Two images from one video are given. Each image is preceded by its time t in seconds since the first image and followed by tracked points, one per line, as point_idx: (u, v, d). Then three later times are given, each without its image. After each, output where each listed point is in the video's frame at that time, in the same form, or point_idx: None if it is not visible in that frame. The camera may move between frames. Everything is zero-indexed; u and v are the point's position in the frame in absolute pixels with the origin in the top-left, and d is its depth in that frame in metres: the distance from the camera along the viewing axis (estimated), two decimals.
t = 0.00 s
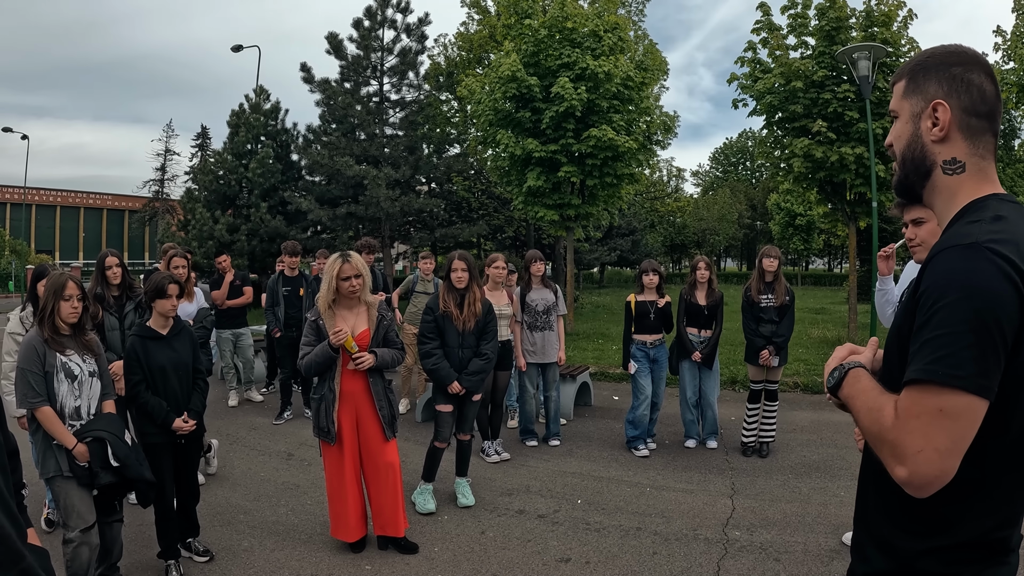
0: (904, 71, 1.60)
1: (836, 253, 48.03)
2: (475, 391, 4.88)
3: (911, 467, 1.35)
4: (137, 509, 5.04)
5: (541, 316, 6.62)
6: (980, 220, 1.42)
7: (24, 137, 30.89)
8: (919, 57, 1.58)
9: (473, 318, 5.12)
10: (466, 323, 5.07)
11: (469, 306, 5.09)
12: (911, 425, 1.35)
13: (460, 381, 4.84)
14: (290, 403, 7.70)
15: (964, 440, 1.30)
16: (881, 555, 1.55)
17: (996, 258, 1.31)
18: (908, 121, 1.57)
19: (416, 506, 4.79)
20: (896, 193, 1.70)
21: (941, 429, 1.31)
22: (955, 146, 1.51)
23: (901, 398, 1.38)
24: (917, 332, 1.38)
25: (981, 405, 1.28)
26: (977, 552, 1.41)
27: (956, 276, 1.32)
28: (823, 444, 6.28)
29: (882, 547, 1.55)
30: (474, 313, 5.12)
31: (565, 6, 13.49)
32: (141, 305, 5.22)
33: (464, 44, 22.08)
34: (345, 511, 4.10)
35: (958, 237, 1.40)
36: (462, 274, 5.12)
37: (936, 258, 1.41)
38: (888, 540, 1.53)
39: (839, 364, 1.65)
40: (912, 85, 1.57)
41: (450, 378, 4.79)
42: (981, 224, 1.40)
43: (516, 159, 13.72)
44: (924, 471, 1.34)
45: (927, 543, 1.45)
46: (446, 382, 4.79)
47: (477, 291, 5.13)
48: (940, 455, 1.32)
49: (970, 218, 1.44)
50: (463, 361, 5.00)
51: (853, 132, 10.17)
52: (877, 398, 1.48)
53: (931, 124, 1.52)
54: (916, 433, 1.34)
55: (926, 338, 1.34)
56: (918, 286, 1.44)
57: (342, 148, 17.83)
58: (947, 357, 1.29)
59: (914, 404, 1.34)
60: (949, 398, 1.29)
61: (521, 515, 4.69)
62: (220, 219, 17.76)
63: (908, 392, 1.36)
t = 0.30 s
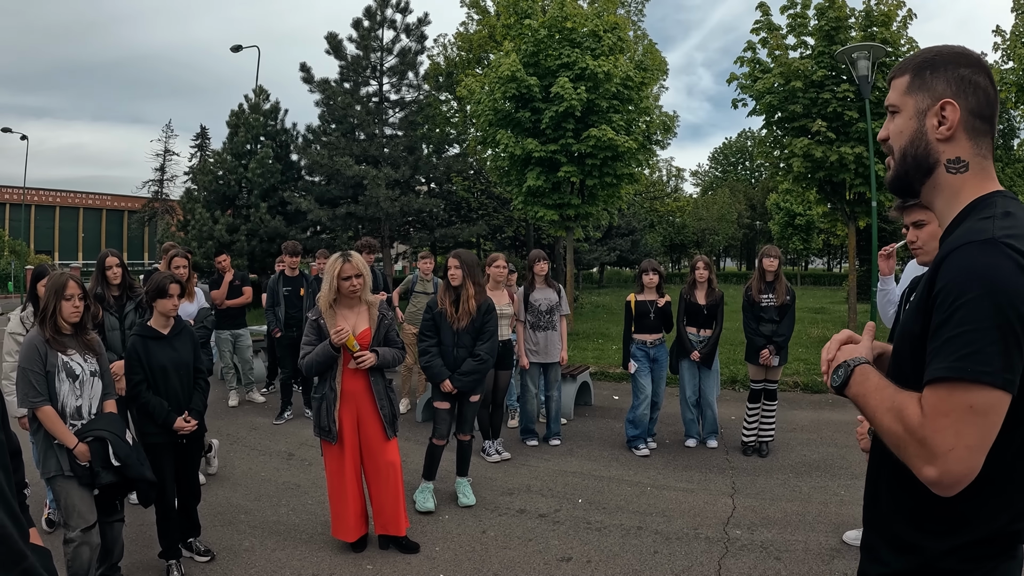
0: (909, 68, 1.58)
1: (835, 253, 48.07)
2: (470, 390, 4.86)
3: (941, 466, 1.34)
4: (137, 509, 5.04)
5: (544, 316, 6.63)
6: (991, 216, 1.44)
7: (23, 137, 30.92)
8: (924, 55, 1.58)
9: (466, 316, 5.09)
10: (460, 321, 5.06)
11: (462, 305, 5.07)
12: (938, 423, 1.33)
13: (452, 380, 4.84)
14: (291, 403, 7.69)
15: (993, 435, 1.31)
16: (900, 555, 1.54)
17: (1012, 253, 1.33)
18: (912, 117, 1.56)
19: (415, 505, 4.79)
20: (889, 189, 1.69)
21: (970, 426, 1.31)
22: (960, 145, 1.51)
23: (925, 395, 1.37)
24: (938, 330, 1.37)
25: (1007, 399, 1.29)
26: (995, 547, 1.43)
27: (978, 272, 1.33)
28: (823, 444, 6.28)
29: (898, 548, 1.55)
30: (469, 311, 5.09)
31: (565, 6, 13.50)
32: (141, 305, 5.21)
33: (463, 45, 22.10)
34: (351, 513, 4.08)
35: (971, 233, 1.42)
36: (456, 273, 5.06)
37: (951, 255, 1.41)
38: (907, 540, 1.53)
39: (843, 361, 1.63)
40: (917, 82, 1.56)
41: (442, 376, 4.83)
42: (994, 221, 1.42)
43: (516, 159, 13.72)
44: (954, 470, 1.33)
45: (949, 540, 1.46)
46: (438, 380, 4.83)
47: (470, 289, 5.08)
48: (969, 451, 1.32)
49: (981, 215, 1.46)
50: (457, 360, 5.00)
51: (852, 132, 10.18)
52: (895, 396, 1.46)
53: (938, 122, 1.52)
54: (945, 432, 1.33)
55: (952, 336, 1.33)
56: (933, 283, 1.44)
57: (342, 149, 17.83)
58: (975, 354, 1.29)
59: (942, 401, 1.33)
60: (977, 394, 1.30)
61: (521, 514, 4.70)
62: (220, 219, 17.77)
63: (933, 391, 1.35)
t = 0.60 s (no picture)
0: (903, 71, 1.58)
1: (835, 253, 48.11)
2: (460, 391, 4.87)
3: (959, 469, 1.34)
4: (139, 509, 5.04)
5: (547, 315, 6.62)
6: (992, 217, 1.45)
7: (23, 137, 30.91)
8: (918, 57, 1.58)
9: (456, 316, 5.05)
10: (450, 322, 5.05)
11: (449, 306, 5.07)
12: (954, 425, 1.34)
13: (442, 380, 4.89)
14: (291, 403, 7.69)
15: (1007, 434, 1.32)
16: (907, 556, 1.54)
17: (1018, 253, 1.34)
18: (907, 120, 1.56)
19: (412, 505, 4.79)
20: (883, 193, 1.69)
21: (985, 426, 1.32)
22: (956, 148, 1.52)
23: (938, 399, 1.38)
24: (948, 333, 1.38)
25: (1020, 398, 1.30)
26: (1004, 544, 1.44)
27: (987, 273, 1.33)
28: (823, 443, 6.28)
29: (908, 551, 1.54)
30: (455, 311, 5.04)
31: (565, 6, 13.52)
32: (142, 305, 5.21)
33: (463, 45, 22.11)
34: (355, 514, 4.07)
35: (974, 234, 1.43)
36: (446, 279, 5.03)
37: (958, 257, 1.42)
38: (915, 540, 1.53)
39: (850, 377, 1.64)
40: (912, 86, 1.56)
41: (433, 376, 4.94)
42: (997, 222, 1.42)
43: (516, 159, 13.72)
44: (971, 471, 1.34)
45: (959, 540, 1.46)
46: (430, 379, 4.96)
47: (456, 290, 5.03)
48: (986, 452, 1.32)
49: (983, 216, 1.46)
50: (449, 360, 5.02)
51: (852, 132, 10.18)
52: (905, 403, 1.46)
53: (935, 126, 1.52)
54: (961, 434, 1.33)
55: (964, 338, 1.34)
56: (938, 286, 1.45)
57: (341, 149, 17.83)
58: (989, 354, 1.30)
59: (957, 404, 1.33)
60: (992, 395, 1.30)
61: (522, 514, 4.70)
62: (220, 219, 17.77)
63: (946, 394, 1.35)
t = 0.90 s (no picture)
0: (910, 69, 1.58)
1: (834, 253, 48.15)
2: (459, 391, 4.85)
3: (954, 465, 1.34)
4: (138, 509, 5.03)
5: (548, 316, 6.62)
6: (998, 215, 1.45)
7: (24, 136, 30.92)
8: (926, 56, 1.58)
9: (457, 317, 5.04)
10: (451, 322, 5.04)
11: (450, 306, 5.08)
12: (951, 422, 1.34)
13: (442, 380, 4.87)
14: (291, 403, 7.69)
15: (1005, 433, 1.31)
16: (905, 554, 1.54)
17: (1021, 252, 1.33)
18: (915, 120, 1.56)
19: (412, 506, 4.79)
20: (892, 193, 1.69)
21: (982, 424, 1.32)
22: (963, 147, 1.52)
23: (937, 395, 1.37)
24: (949, 328, 1.38)
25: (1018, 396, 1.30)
26: (1001, 545, 1.44)
27: (987, 271, 1.33)
28: (824, 443, 6.28)
29: (906, 549, 1.54)
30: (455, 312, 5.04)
31: (566, 6, 13.52)
32: (141, 305, 5.21)
33: (463, 45, 22.12)
34: (354, 513, 4.07)
35: (979, 231, 1.43)
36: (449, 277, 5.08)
37: (961, 254, 1.42)
38: (912, 538, 1.53)
39: (848, 369, 1.63)
40: (920, 84, 1.56)
41: (433, 377, 4.93)
42: (1003, 220, 1.42)
43: (516, 159, 13.72)
44: (966, 468, 1.33)
45: (956, 538, 1.46)
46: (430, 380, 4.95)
47: (457, 289, 5.05)
48: (982, 450, 1.32)
49: (988, 214, 1.46)
50: (449, 360, 5.02)
51: (853, 132, 10.18)
52: (904, 398, 1.45)
53: (942, 124, 1.52)
54: (958, 431, 1.33)
55: (964, 334, 1.33)
56: (940, 283, 1.45)
57: (341, 149, 17.83)
58: (988, 352, 1.29)
59: (955, 400, 1.33)
60: (989, 392, 1.30)
61: (523, 514, 4.70)
62: (220, 219, 17.77)
63: (944, 390, 1.35)
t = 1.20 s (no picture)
0: (927, 63, 1.56)
1: (834, 253, 48.19)
2: (468, 392, 4.86)
3: (952, 462, 1.34)
4: (138, 510, 5.03)
5: (548, 316, 6.62)
6: (1004, 215, 1.45)
7: (24, 137, 30.94)
8: (942, 51, 1.56)
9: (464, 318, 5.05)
10: (456, 323, 5.05)
11: (456, 307, 5.05)
12: (951, 419, 1.33)
13: (450, 383, 4.84)
14: (291, 404, 7.68)
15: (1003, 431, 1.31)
16: (904, 555, 1.54)
17: None
18: (930, 113, 1.54)
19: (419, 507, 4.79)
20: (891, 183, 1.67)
21: (983, 423, 1.32)
22: (975, 146, 1.52)
23: (936, 390, 1.37)
24: (952, 324, 1.37)
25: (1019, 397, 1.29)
26: (997, 546, 1.43)
27: (994, 270, 1.33)
28: (824, 444, 6.28)
29: (904, 549, 1.55)
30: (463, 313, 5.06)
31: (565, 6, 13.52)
32: (140, 306, 5.21)
33: (462, 45, 22.12)
34: (354, 512, 4.07)
35: (986, 230, 1.43)
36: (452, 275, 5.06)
37: (967, 251, 1.41)
38: (911, 539, 1.53)
39: (838, 347, 1.58)
40: (937, 78, 1.54)
41: (440, 379, 4.84)
42: (1011, 220, 1.43)
43: (516, 160, 13.72)
44: (964, 466, 1.33)
45: (954, 538, 1.45)
46: (436, 382, 4.85)
47: (464, 291, 5.04)
48: (980, 448, 1.32)
49: (994, 214, 1.47)
50: (455, 362, 5.01)
51: (852, 132, 10.18)
52: (897, 387, 1.43)
53: (958, 121, 1.51)
54: (957, 428, 1.33)
55: (969, 330, 1.33)
56: (944, 279, 1.45)
57: (341, 149, 17.84)
58: (991, 350, 1.29)
59: (956, 398, 1.33)
60: (992, 392, 1.30)
61: (522, 515, 4.70)
62: (220, 220, 17.77)
63: (944, 385, 1.35)
